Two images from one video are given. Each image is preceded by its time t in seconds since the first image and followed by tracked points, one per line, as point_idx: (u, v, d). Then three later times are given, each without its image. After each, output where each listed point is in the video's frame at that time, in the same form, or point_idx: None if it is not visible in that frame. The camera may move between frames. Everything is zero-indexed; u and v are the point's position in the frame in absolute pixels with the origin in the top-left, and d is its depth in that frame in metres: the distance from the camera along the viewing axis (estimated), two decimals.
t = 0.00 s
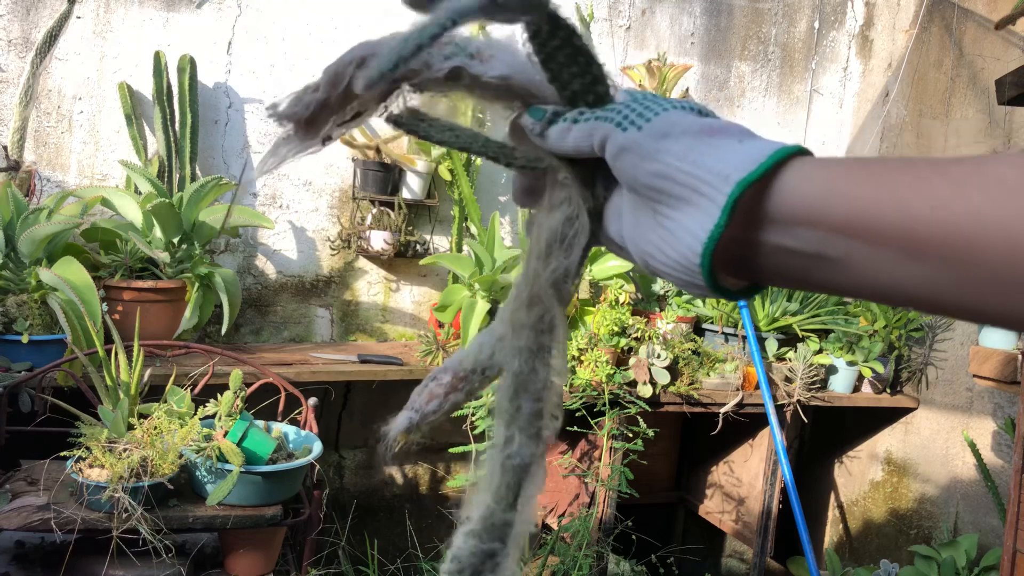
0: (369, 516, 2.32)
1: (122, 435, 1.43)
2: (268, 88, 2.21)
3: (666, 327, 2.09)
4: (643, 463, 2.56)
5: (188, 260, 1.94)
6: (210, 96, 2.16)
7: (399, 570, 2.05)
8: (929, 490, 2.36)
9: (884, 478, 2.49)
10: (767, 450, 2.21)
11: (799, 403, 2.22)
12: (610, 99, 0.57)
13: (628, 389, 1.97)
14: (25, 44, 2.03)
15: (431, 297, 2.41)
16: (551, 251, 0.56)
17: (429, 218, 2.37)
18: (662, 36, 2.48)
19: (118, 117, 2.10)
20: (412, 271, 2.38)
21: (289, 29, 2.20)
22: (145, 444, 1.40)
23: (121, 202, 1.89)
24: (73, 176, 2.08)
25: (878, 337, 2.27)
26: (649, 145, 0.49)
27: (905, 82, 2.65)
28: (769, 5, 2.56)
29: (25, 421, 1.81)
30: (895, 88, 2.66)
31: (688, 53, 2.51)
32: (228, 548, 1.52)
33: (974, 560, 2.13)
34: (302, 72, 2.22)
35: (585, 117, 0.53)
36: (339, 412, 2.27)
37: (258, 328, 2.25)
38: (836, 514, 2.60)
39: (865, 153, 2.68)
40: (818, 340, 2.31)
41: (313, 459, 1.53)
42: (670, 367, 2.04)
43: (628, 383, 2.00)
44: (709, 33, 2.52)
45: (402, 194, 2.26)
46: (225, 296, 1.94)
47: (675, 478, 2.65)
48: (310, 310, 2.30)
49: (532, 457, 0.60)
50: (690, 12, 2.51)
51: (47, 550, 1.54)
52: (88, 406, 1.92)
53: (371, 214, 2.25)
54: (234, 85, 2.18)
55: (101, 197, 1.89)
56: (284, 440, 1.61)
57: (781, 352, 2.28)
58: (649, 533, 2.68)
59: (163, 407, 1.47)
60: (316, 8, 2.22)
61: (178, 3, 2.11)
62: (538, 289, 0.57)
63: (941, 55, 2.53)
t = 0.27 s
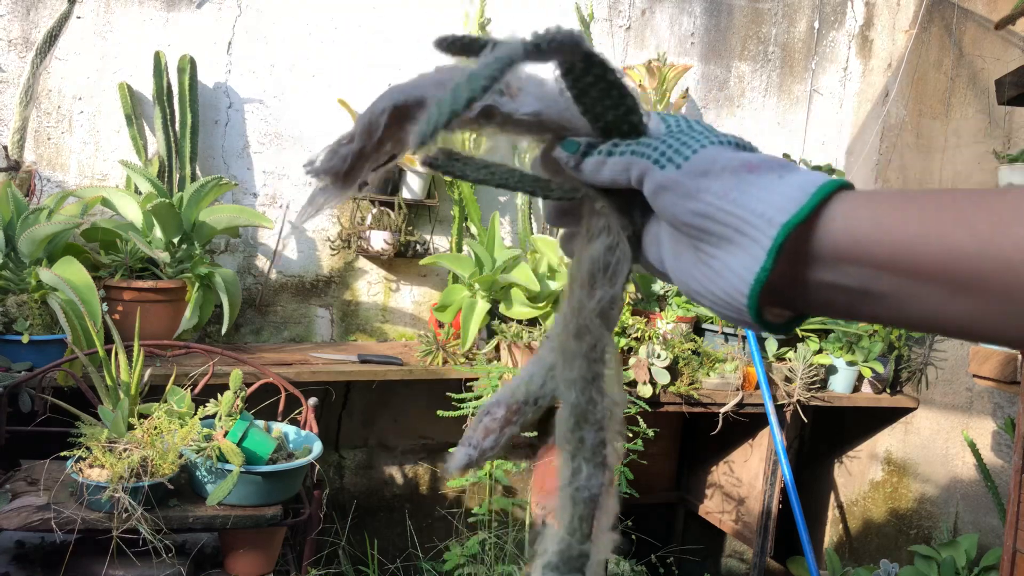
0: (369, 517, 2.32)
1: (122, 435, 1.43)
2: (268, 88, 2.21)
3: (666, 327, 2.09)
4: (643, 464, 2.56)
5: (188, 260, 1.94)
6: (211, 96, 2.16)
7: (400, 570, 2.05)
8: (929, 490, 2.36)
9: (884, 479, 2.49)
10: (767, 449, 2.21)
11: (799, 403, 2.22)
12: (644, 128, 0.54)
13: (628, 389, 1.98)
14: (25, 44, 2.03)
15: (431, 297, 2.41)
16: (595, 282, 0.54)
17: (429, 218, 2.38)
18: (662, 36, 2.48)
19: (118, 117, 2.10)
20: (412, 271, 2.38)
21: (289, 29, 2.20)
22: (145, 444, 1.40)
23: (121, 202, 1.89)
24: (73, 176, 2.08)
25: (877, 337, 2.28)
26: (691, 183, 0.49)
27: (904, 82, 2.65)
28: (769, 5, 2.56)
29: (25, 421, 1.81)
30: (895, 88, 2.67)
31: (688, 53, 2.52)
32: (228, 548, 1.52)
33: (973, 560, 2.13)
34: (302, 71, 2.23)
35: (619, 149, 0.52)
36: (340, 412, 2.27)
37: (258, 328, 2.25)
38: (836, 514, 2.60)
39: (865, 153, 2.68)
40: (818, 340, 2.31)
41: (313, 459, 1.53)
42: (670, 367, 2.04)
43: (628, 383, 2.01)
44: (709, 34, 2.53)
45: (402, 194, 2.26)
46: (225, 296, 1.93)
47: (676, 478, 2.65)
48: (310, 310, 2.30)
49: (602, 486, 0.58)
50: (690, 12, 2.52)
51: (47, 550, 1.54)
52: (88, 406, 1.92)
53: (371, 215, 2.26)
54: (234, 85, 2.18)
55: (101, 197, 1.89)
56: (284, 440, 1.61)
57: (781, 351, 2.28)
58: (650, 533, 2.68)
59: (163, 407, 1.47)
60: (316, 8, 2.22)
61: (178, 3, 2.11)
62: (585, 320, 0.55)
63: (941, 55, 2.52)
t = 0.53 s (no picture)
0: (369, 516, 2.32)
1: (122, 435, 1.43)
2: (268, 88, 2.21)
3: (666, 327, 2.09)
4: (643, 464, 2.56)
5: (188, 260, 1.94)
6: (211, 96, 2.16)
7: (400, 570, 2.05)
8: (929, 490, 2.36)
9: (885, 478, 2.49)
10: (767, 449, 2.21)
11: (800, 403, 2.22)
12: (654, 175, 0.54)
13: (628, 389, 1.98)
14: (25, 44, 2.03)
15: (432, 297, 2.41)
16: (610, 330, 0.56)
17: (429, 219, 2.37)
18: (662, 36, 2.49)
19: (118, 118, 2.10)
20: (412, 272, 2.38)
21: (289, 28, 2.20)
22: (145, 444, 1.40)
23: (121, 202, 1.89)
24: (73, 176, 2.08)
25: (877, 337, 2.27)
26: (706, 232, 0.49)
27: (904, 83, 2.63)
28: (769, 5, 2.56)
29: (24, 422, 1.81)
30: (894, 88, 2.66)
31: (688, 53, 2.53)
32: (229, 548, 1.52)
33: (974, 560, 2.13)
34: (302, 71, 2.23)
35: (630, 198, 0.52)
36: (340, 412, 2.27)
37: (258, 328, 2.25)
38: (836, 514, 2.61)
39: (866, 153, 2.68)
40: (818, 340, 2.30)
41: (313, 460, 1.53)
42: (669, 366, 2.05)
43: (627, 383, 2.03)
44: (709, 35, 2.54)
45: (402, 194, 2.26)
46: (225, 296, 1.93)
47: (676, 478, 2.65)
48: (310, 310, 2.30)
49: (615, 537, 0.59)
50: (690, 12, 2.52)
51: (47, 550, 1.54)
52: (87, 406, 1.91)
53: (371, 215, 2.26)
54: (233, 84, 2.18)
55: (101, 197, 1.89)
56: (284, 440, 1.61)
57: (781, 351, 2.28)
58: (650, 533, 2.68)
59: (163, 407, 1.47)
60: (316, 8, 2.22)
61: (178, 3, 2.12)
62: (598, 369, 0.57)
63: (941, 55, 2.51)
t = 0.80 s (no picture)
0: (373, 516, 2.33)
1: (128, 434, 1.43)
2: (273, 89, 2.21)
3: (670, 328, 2.11)
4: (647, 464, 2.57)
5: (193, 260, 1.95)
6: (215, 96, 2.17)
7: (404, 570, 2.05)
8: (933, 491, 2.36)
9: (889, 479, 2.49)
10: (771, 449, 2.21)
11: (804, 404, 2.21)
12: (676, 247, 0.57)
13: (632, 389, 1.98)
14: (32, 45, 2.04)
15: (436, 297, 2.41)
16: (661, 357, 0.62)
17: (434, 219, 2.38)
18: (666, 37, 2.50)
19: (124, 118, 2.11)
20: (416, 272, 2.38)
21: (294, 29, 2.21)
22: (150, 443, 1.41)
23: (127, 202, 1.89)
24: (79, 176, 2.09)
25: (881, 338, 2.27)
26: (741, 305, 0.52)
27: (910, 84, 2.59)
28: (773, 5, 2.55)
29: (30, 421, 1.82)
30: (900, 89, 2.61)
31: (693, 54, 2.53)
32: (233, 547, 1.52)
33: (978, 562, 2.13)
34: (307, 72, 2.23)
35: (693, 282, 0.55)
36: (344, 411, 2.27)
37: (263, 327, 2.25)
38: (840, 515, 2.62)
39: (870, 153, 2.66)
40: (822, 341, 2.30)
41: (318, 459, 1.53)
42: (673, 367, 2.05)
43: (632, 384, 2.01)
44: (711, 35, 2.53)
45: (407, 194, 2.26)
46: (230, 295, 1.94)
47: (680, 478, 2.66)
48: (314, 310, 2.30)
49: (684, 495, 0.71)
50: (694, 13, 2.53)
51: (52, 549, 1.55)
52: (93, 406, 1.92)
53: (376, 214, 2.26)
54: (238, 85, 2.18)
55: (107, 197, 1.90)
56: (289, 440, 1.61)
57: (786, 352, 2.27)
58: (654, 534, 2.69)
59: (169, 407, 1.48)
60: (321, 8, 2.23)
61: (184, 4, 2.12)
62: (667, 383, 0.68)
63: (946, 55, 2.51)
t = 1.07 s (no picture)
0: (372, 516, 2.33)
1: (127, 434, 1.44)
2: (273, 88, 2.22)
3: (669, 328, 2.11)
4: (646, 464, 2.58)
5: (192, 260, 1.95)
6: (214, 96, 2.17)
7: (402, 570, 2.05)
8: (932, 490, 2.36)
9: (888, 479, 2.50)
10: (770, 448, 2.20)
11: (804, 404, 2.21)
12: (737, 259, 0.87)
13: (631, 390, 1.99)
14: (31, 44, 2.03)
15: (435, 297, 2.41)
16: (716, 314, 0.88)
17: (433, 219, 2.38)
18: (665, 36, 2.51)
19: (123, 118, 2.11)
20: (415, 271, 2.38)
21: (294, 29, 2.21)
22: (150, 443, 1.41)
23: (126, 202, 1.90)
24: (78, 175, 2.09)
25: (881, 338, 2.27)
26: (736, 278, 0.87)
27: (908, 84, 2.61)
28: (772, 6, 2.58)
29: (29, 421, 1.82)
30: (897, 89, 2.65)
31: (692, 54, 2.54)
32: (232, 547, 1.52)
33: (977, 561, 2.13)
34: (306, 72, 2.23)
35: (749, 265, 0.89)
36: (343, 411, 2.27)
37: (262, 327, 2.25)
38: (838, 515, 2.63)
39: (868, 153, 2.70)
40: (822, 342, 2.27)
41: (316, 459, 1.53)
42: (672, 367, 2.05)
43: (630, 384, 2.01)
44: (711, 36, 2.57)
45: (406, 194, 2.26)
46: (229, 295, 1.93)
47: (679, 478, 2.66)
48: (314, 310, 2.30)
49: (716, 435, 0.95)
50: (693, 14, 2.55)
51: (51, 549, 1.55)
52: (92, 406, 1.92)
53: (375, 214, 2.26)
54: (238, 85, 2.18)
55: (107, 197, 1.90)
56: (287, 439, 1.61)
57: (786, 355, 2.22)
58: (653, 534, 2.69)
59: (168, 407, 1.48)
60: (320, 8, 2.23)
61: (184, 4, 2.13)
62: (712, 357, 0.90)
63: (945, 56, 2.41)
